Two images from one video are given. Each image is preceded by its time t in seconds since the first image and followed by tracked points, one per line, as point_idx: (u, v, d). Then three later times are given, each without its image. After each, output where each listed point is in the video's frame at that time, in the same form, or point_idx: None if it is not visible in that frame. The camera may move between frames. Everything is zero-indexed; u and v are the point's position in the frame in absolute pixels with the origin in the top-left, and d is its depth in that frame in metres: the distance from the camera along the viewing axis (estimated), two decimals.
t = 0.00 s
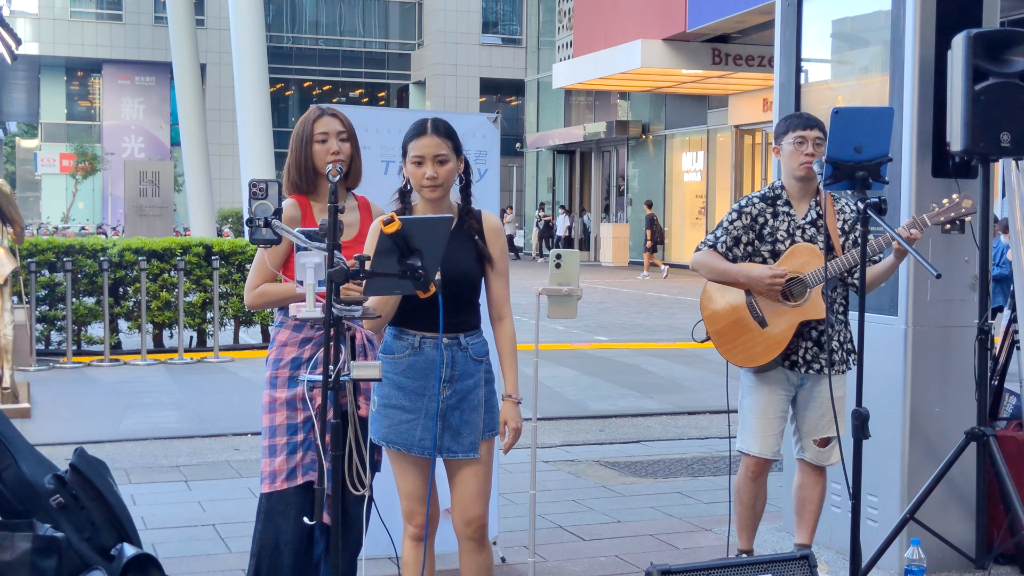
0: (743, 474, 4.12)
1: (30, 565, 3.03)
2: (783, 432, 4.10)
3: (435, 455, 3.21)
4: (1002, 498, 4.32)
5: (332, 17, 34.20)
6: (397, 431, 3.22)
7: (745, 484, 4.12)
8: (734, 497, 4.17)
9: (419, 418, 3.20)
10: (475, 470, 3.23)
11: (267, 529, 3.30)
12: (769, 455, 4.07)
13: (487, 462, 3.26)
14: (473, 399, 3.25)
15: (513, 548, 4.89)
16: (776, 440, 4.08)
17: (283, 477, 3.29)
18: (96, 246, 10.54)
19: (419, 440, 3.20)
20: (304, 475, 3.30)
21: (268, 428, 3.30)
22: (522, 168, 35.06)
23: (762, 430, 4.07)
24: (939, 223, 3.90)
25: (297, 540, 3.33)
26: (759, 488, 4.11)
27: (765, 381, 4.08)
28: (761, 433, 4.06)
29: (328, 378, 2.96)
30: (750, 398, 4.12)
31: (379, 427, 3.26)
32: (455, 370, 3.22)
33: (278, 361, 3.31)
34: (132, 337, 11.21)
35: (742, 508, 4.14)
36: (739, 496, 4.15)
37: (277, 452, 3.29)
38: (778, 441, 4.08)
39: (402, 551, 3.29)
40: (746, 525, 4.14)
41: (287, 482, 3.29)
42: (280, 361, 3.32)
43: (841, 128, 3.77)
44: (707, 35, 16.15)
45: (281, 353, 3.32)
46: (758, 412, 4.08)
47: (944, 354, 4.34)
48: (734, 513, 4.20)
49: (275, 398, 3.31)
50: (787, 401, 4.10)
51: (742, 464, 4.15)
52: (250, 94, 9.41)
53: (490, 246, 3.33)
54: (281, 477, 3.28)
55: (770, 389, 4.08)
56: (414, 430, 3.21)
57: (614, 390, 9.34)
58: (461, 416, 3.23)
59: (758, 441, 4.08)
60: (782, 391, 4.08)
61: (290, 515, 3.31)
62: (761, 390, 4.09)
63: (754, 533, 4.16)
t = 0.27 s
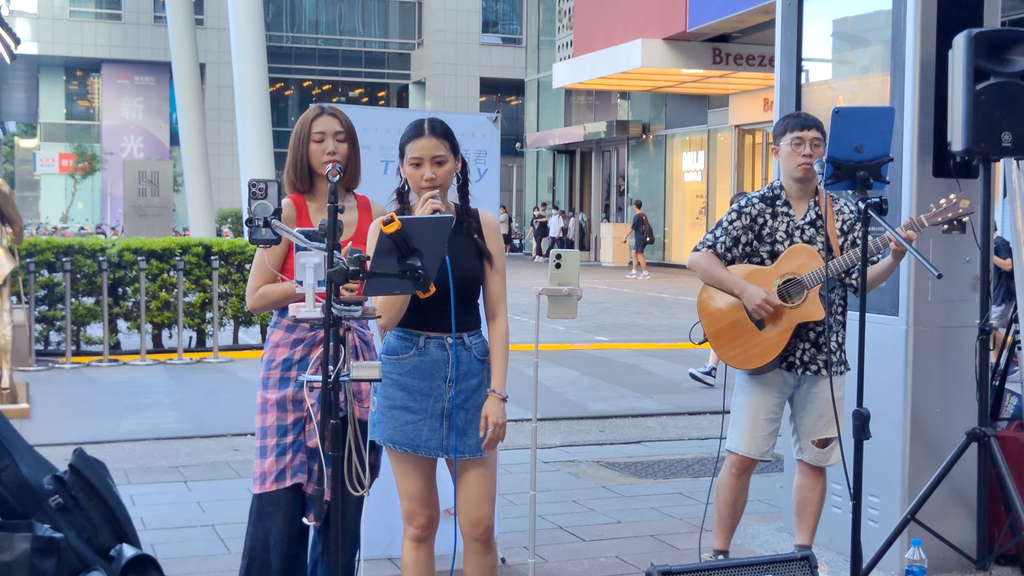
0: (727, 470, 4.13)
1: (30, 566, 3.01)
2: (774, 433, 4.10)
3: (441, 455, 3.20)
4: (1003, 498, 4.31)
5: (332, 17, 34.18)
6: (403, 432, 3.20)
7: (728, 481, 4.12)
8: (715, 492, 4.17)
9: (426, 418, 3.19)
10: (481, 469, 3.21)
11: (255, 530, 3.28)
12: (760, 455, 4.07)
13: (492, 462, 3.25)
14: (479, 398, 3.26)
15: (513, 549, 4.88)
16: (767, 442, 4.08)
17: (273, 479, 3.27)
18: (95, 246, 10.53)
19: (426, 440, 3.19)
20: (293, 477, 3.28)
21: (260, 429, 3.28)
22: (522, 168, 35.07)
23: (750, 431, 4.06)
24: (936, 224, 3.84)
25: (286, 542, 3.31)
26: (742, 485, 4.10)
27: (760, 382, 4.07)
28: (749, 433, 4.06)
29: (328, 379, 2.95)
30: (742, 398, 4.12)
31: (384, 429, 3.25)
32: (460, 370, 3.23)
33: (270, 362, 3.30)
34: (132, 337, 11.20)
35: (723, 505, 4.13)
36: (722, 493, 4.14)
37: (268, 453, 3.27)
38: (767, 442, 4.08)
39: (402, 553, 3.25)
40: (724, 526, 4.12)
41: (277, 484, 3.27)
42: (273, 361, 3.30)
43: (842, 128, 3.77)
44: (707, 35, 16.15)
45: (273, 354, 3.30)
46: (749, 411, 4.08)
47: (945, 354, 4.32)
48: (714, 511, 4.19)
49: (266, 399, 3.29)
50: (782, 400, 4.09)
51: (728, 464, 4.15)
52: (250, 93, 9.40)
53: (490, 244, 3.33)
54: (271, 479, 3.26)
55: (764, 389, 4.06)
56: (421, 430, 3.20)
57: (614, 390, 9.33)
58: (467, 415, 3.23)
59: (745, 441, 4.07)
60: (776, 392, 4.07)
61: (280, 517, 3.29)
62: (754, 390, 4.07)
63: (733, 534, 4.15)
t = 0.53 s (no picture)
0: (718, 475, 4.15)
1: (30, 565, 3.01)
2: (764, 436, 4.10)
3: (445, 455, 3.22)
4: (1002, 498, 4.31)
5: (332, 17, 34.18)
6: (407, 432, 3.21)
7: (718, 485, 4.15)
8: (706, 498, 4.20)
9: (432, 418, 3.21)
10: (482, 468, 3.21)
11: (249, 531, 3.28)
12: (746, 460, 4.09)
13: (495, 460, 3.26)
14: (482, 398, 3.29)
15: (512, 549, 4.89)
16: (752, 448, 4.08)
17: (265, 481, 3.24)
18: (96, 246, 10.53)
19: (431, 440, 3.21)
20: (285, 478, 3.25)
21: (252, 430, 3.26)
22: (522, 168, 35.07)
23: (735, 434, 4.08)
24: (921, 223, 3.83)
25: (279, 544, 3.28)
26: (733, 489, 4.14)
27: (746, 387, 4.07)
28: (734, 437, 4.08)
29: (328, 379, 2.96)
30: (727, 403, 4.13)
31: (387, 428, 3.25)
32: (465, 370, 3.25)
33: (263, 362, 3.28)
34: (132, 337, 11.20)
35: (714, 507, 4.17)
36: (713, 497, 4.17)
37: (260, 454, 3.24)
38: (756, 447, 4.09)
39: (402, 552, 3.25)
40: (715, 528, 4.16)
41: (269, 485, 3.24)
42: (266, 362, 3.28)
43: (842, 128, 3.78)
44: (707, 35, 16.15)
45: (267, 355, 3.28)
46: (734, 417, 4.09)
47: (945, 354, 4.33)
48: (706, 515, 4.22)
49: (259, 400, 3.27)
50: (769, 405, 4.09)
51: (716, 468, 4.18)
52: (250, 94, 9.40)
53: (492, 243, 3.34)
54: (263, 480, 3.24)
55: (750, 394, 4.07)
56: (426, 430, 3.21)
57: (614, 390, 9.34)
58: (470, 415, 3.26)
59: (731, 446, 4.09)
60: (761, 397, 4.08)
61: (272, 518, 3.26)
62: (739, 393, 4.08)
63: (725, 536, 4.18)
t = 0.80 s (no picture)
0: (701, 477, 4.18)
1: (30, 565, 3.01)
2: (736, 437, 4.13)
3: (453, 454, 3.22)
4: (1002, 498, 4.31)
5: (332, 17, 34.16)
6: (414, 431, 3.23)
7: (704, 486, 4.18)
8: (696, 503, 4.21)
9: (438, 417, 3.22)
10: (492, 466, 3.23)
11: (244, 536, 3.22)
12: (721, 460, 4.11)
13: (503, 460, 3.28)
14: (489, 398, 3.30)
15: (512, 548, 4.89)
16: (728, 447, 4.11)
17: (256, 485, 3.17)
18: (95, 246, 10.53)
19: (439, 439, 3.21)
20: (276, 482, 3.17)
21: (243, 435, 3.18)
22: (522, 167, 35.07)
23: (712, 437, 4.08)
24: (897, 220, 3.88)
25: (273, 549, 3.20)
26: (718, 490, 4.17)
27: (721, 390, 4.06)
28: (711, 439, 4.09)
29: (328, 379, 2.95)
30: (703, 403, 4.12)
31: (395, 428, 3.26)
32: (472, 370, 3.26)
33: (254, 365, 3.21)
34: (132, 337, 11.21)
35: (704, 510, 4.19)
36: (701, 499, 4.19)
37: (251, 459, 3.17)
38: (731, 446, 4.12)
39: (407, 551, 3.27)
40: (708, 530, 4.19)
41: (261, 490, 3.17)
42: (256, 365, 3.21)
43: (842, 128, 3.78)
44: (707, 35, 16.14)
45: (256, 357, 3.21)
46: (710, 417, 4.09)
47: (945, 354, 4.33)
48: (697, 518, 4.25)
49: (249, 404, 3.20)
50: (745, 404, 4.10)
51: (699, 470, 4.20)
52: (250, 94, 9.39)
53: (499, 243, 3.36)
54: (254, 485, 3.16)
55: (725, 396, 4.07)
56: (433, 430, 3.22)
57: (614, 390, 9.34)
58: (477, 414, 3.26)
59: (709, 447, 4.10)
60: (735, 399, 4.08)
61: (265, 523, 3.19)
62: (714, 398, 4.08)
63: (718, 536, 4.21)
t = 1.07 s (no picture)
0: (690, 479, 4.15)
1: (30, 565, 3.00)
2: (723, 441, 4.13)
3: (465, 453, 3.26)
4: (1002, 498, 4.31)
5: (332, 17, 34.15)
6: (427, 430, 3.27)
7: (694, 489, 4.15)
8: (686, 504, 4.18)
9: (450, 416, 3.26)
10: (501, 468, 3.26)
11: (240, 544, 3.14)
12: (708, 461, 4.10)
13: (513, 459, 3.31)
14: (502, 396, 3.32)
15: (513, 548, 4.89)
16: (714, 448, 4.11)
17: (249, 491, 3.11)
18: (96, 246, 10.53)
19: (450, 438, 3.25)
20: (270, 488, 3.11)
21: (232, 440, 3.14)
22: (522, 168, 35.07)
23: (699, 440, 4.09)
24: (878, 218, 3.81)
25: (271, 556, 3.13)
26: (708, 492, 4.14)
27: (704, 392, 4.06)
28: (697, 443, 4.09)
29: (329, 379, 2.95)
30: (688, 407, 4.11)
31: (407, 426, 3.31)
32: (485, 368, 3.28)
33: (239, 369, 3.17)
34: (132, 337, 11.21)
35: (695, 511, 4.15)
36: (692, 501, 4.16)
37: (242, 465, 3.11)
38: (717, 446, 4.11)
39: (413, 551, 3.29)
40: (703, 531, 4.14)
41: (254, 496, 3.11)
42: (241, 369, 3.17)
43: (842, 128, 3.78)
44: (707, 35, 16.14)
45: (241, 361, 3.18)
46: (696, 419, 4.08)
47: (945, 354, 4.33)
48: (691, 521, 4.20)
49: (237, 408, 3.15)
50: (730, 406, 4.09)
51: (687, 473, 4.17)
52: (250, 94, 9.39)
53: (508, 242, 3.35)
54: (247, 491, 3.10)
55: (710, 398, 4.06)
56: (445, 428, 3.26)
57: (615, 390, 9.34)
58: (489, 412, 3.29)
59: (694, 450, 4.10)
60: (722, 401, 4.07)
61: (261, 529, 3.12)
62: (699, 401, 4.07)
63: (713, 538, 4.16)
